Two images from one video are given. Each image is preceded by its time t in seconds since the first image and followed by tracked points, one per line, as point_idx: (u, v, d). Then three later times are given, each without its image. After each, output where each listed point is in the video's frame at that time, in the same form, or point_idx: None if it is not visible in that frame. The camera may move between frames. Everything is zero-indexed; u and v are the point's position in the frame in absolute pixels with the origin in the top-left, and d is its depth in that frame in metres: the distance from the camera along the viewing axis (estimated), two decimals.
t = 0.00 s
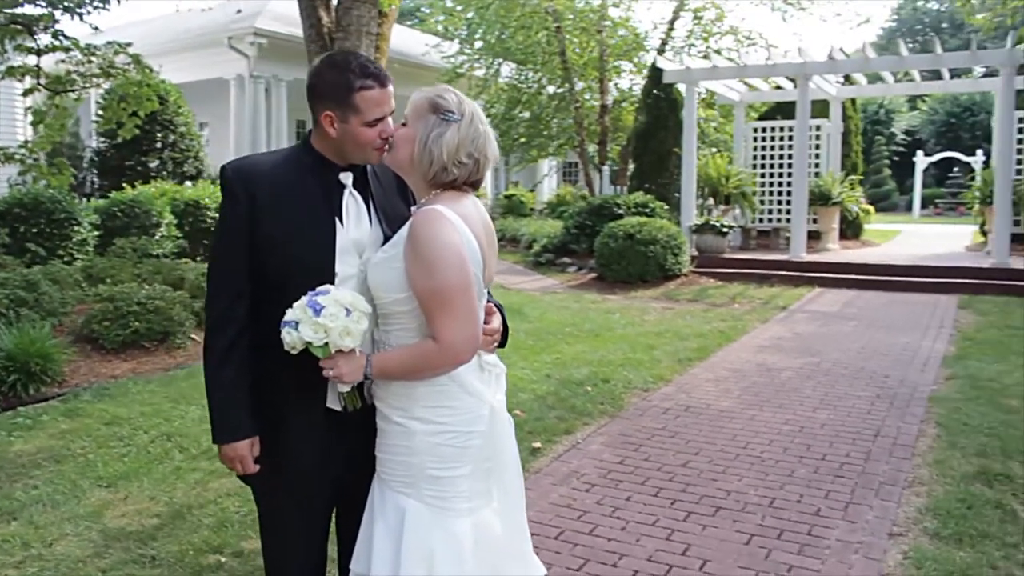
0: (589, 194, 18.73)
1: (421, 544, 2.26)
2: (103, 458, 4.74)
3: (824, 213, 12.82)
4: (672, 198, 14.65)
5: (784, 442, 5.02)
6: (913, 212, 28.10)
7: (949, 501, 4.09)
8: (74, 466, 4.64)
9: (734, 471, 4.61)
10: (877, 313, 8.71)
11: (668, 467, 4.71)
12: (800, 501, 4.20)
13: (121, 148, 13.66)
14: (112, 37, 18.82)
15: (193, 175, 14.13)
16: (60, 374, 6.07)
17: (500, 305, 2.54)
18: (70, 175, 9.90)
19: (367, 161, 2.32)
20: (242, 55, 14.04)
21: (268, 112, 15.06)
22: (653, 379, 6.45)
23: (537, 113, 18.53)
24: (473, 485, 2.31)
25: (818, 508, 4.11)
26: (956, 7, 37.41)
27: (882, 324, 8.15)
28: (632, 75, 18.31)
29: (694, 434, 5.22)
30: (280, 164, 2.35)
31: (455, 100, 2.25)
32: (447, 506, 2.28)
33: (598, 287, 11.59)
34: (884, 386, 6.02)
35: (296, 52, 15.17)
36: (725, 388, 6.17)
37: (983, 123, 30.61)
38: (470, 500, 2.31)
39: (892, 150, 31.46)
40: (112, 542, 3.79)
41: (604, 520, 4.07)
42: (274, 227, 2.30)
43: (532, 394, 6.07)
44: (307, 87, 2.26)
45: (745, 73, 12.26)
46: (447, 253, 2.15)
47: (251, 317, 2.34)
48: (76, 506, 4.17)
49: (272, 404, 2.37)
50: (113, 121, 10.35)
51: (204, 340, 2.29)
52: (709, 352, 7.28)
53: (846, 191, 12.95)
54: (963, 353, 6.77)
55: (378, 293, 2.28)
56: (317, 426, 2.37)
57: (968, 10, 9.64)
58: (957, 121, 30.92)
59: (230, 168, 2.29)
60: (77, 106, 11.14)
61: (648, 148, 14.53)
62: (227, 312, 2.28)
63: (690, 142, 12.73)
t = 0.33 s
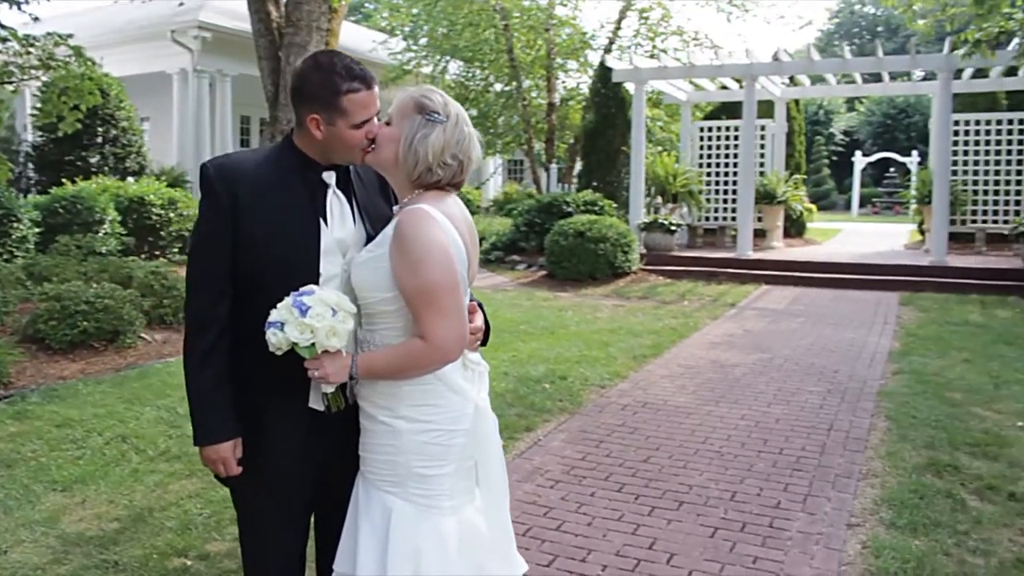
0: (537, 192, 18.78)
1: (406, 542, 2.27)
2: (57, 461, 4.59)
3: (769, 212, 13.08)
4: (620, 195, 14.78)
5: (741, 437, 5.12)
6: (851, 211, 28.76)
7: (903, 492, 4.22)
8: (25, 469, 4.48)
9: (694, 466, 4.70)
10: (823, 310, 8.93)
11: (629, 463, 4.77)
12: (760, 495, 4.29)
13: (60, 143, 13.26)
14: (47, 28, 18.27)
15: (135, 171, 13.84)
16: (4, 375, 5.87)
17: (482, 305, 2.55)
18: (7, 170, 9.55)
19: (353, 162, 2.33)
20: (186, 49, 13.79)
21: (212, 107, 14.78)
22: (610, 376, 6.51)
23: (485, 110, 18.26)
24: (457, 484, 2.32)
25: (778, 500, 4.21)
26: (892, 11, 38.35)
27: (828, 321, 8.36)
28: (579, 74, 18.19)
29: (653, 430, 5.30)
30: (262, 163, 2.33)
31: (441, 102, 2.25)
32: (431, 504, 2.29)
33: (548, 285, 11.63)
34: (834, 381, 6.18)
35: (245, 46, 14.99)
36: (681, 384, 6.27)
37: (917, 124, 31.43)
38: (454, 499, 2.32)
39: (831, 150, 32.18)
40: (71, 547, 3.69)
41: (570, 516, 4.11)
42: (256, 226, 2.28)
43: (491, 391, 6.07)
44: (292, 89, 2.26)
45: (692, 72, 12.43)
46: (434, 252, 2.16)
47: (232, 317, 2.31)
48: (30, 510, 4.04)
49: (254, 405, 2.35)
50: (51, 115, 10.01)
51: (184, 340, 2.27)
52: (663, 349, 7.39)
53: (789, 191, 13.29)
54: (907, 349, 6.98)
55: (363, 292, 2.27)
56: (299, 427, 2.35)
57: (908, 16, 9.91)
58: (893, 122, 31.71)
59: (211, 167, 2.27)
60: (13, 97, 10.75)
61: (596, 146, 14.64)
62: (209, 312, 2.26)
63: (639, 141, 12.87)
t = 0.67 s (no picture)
0: (488, 189, 18.78)
1: (393, 534, 2.27)
2: (12, 460, 4.45)
3: (718, 210, 13.31)
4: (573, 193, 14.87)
5: (702, 431, 5.21)
6: (795, 210, 29.36)
7: (860, 483, 4.34)
8: None
9: (658, 460, 4.76)
10: (774, 308, 9.12)
11: (593, 457, 4.82)
12: (723, 488, 4.37)
13: None
14: None
15: (79, 163, 13.53)
16: None
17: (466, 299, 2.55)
18: None
19: (341, 157, 2.33)
20: (131, 39, 13.47)
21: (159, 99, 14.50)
22: (569, 371, 6.56)
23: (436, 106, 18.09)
24: (444, 477, 2.34)
25: (741, 492, 4.30)
26: (835, 15, 39.14)
27: (779, 318, 8.53)
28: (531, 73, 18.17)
29: (615, 425, 5.36)
30: (249, 158, 2.32)
31: (432, 97, 2.26)
32: (418, 497, 2.30)
33: (502, 281, 11.64)
34: (789, 377, 6.32)
35: (193, 38, 14.71)
36: (640, 380, 6.35)
37: (858, 126, 32.18)
38: (440, 491, 2.33)
39: (776, 150, 32.82)
40: (32, 547, 3.59)
41: (538, 510, 4.14)
42: (243, 220, 2.28)
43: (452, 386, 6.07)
44: (281, 83, 2.25)
45: (644, 72, 12.55)
46: (425, 245, 2.16)
47: (218, 312, 2.30)
48: None
49: (240, 400, 2.34)
50: None
51: (168, 334, 2.25)
52: (620, 345, 7.47)
53: (738, 190, 13.53)
54: (857, 345, 7.17)
55: (352, 286, 2.26)
56: (285, 422, 2.34)
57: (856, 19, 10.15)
58: (836, 124, 32.51)
59: (197, 159, 2.26)
60: None
61: (548, 144, 14.69)
62: (195, 306, 2.24)
63: (591, 138, 12.98)
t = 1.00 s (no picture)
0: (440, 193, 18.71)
1: (383, 534, 2.27)
2: None
3: (669, 215, 13.49)
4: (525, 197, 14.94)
5: (664, 433, 5.29)
6: (742, 216, 29.86)
7: (821, 481, 4.45)
8: None
9: (623, 461, 4.82)
10: (726, 311, 9.28)
11: (560, 459, 4.85)
12: (689, 488, 4.44)
13: None
14: None
15: (21, 163, 13.17)
16: None
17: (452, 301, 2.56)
18: None
19: (332, 158, 2.33)
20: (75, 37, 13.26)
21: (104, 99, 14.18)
22: (530, 374, 6.59)
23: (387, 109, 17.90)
24: (432, 478, 2.35)
25: (706, 492, 4.38)
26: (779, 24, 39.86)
27: (732, 321, 8.69)
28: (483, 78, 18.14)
29: (579, 427, 5.41)
30: (239, 159, 2.31)
31: (424, 99, 2.27)
32: (407, 497, 2.30)
33: (456, 285, 11.62)
34: (746, 379, 6.44)
35: (143, 37, 14.51)
36: (600, 383, 6.41)
37: (803, 134, 32.97)
38: (428, 492, 2.34)
39: (722, 157, 33.32)
40: None
41: (508, 512, 4.15)
42: (234, 221, 2.27)
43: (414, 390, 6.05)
44: (272, 84, 2.24)
45: (596, 78, 12.65)
46: (419, 245, 2.17)
47: (206, 315, 2.29)
48: None
49: (228, 402, 2.33)
50: None
51: (157, 336, 2.23)
52: (578, 348, 7.53)
53: (688, 196, 13.73)
54: (809, 348, 7.34)
55: (343, 287, 2.26)
56: (274, 427, 2.34)
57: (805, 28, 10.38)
58: (780, 131, 33.17)
59: (185, 160, 2.25)
60: None
61: (501, 148, 14.71)
62: (184, 307, 2.23)
63: (544, 142, 13.05)
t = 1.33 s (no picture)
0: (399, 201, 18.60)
1: (379, 545, 2.28)
2: None
3: (627, 226, 13.64)
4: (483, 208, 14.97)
5: (633, 441, 5.34)
6: (695, 227, 30.22)
7: (789, 488, 4.55)
8: None
9: (595, 470, 4.86)
10: (686, 321, 9.41)
11: (532, 468, 4.88)
12: (662, 496, 4.49)
13: None
14: None
15: None
16: None
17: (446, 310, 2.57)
18: None
19: (329, 168, 2.34)
20: (27, 39, 12.96)
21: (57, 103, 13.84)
22: (498, 384, 6.60)
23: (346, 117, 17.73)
24: (428, 487, 2.36)
25: (678, 499, 4.44)
26: (734, 39, 40.50)
27: (693, 332, 8.81)
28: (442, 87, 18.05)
29: (549, 436, 5.44)
30: (237, 167, 2.32)
31: (422, 110, 2.30)
32: (404, 506, 2.31)
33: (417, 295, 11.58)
34: (710, 388, 6.54)
35: (99, 41, 14.33)
36: (568, 392, 6.45)
37: (755, 146, 33.59)
38: (423, 501, 2.36)
39: (676, 168, 33.78)
40: None
41: (485, 521, 4.17)
42: (232, 229, 2.27)
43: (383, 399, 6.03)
44: (272, 92, 2.24)
45: (557, 89, 12.75)
46: (419, 255, 2.18)
47: (203, 323, 2.29)
48: None
49: (224, 412, 2.32)
50: None
51: (153, 345, 2.23)
52: (543, 357, 7.58)
53: (646, 207, 13.90)
54: (770, 357, 7.48)
55: (342, 297, 2.26)
56: (269, 437, 2.34)
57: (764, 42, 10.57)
58: (733, 143, 33.73)
59: (183, 168, 2.25)
60: None
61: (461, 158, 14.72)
62: (180, 317, 2.23)
63: (505, 152, 13.10)
